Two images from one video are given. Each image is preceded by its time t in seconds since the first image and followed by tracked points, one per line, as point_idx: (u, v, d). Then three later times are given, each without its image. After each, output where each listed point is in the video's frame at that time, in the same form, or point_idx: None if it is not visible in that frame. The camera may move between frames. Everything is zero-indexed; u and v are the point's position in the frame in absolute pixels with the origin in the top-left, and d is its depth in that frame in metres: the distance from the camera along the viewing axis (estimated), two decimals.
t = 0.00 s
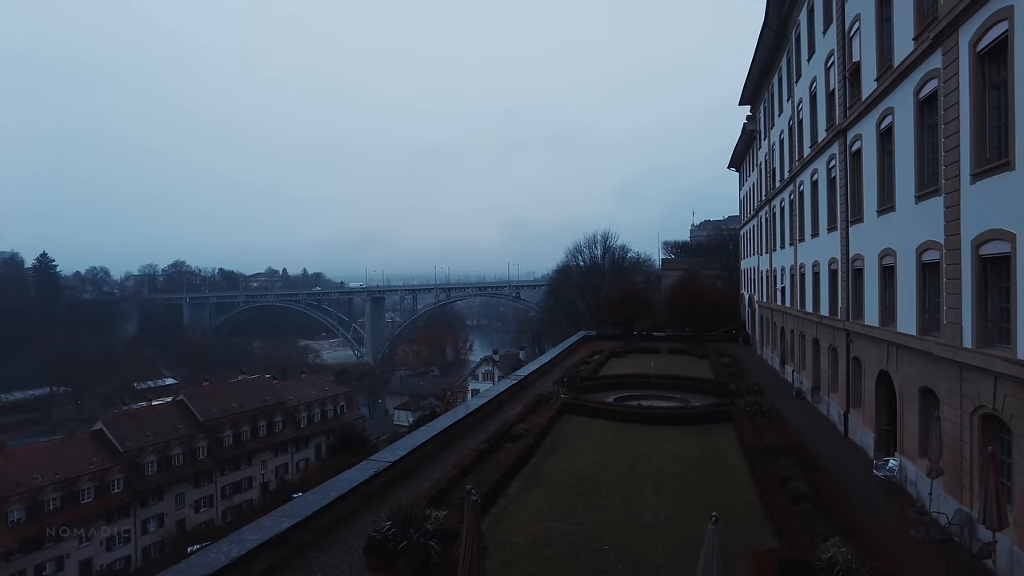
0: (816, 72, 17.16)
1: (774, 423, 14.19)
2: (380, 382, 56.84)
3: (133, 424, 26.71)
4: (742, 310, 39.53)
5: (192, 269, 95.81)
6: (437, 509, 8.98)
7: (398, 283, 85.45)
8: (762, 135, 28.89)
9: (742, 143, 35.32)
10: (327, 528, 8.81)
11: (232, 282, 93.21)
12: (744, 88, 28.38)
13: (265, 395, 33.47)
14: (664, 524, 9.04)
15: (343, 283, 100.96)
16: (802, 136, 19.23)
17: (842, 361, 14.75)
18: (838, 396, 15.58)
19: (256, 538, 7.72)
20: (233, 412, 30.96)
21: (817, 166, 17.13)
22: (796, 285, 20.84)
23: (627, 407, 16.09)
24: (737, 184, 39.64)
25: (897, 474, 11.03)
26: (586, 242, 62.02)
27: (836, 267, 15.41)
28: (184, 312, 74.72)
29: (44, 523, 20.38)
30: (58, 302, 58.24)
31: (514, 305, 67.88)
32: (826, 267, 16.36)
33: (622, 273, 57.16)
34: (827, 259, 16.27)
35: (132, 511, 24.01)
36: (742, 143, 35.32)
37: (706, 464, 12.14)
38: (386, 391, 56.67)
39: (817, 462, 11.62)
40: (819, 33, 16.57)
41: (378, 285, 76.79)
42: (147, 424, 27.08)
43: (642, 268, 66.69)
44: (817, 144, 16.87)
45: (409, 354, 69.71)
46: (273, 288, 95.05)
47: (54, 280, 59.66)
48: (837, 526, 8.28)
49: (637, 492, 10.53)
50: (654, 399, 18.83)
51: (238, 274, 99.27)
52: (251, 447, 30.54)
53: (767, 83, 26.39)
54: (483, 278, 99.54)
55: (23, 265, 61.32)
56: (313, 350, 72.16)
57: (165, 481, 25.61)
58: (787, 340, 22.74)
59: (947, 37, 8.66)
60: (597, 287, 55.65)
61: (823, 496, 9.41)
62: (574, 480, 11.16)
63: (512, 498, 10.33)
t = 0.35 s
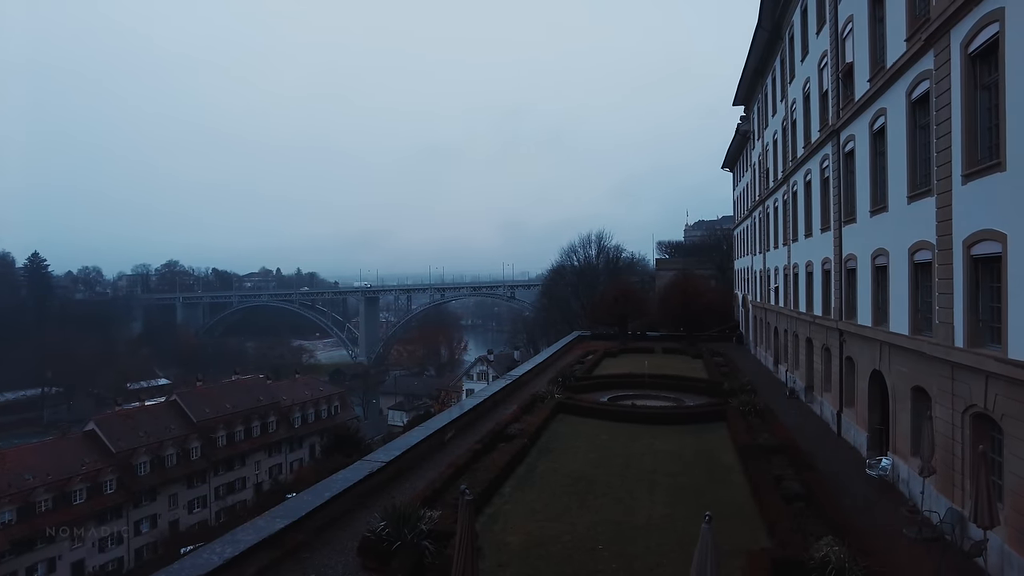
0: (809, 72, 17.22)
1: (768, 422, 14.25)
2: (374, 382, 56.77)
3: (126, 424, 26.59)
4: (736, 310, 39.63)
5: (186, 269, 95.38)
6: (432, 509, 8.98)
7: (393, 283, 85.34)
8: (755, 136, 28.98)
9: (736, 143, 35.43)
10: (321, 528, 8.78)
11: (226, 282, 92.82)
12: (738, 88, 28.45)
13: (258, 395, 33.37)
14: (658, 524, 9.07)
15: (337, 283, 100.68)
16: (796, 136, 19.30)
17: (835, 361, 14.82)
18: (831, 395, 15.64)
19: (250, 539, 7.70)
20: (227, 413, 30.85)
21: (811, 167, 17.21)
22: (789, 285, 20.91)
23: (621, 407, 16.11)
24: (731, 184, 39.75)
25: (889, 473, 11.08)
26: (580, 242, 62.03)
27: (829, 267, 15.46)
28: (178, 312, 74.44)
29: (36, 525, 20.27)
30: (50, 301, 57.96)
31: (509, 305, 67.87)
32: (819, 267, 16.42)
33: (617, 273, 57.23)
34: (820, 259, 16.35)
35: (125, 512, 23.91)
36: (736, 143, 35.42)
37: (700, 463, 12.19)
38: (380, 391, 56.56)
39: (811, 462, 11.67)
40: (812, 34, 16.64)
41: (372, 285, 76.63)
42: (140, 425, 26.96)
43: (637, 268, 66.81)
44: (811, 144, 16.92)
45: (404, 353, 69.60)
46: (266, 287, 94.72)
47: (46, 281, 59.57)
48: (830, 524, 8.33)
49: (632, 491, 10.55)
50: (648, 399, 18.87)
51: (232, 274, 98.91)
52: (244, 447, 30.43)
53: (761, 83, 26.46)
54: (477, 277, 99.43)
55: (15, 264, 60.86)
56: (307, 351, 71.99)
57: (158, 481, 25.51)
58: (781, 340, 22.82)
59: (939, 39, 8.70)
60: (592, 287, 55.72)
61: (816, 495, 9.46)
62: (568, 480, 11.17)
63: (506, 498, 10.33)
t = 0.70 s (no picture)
0: (804, 73, 17.27)
1: (763, 422, 14.28)
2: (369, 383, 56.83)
3: (121, 425, 26.49)
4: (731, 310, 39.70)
5: (180, 269, 95.02)
6: (427, 509, 8.98)
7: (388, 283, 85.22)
8: (751, 136, 29.03)
9: (731, 143, 35.47)
10: (316, 529, 8.77)
11: (220, 282, 92.51)
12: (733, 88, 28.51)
13: (254, 395, 33.28)
14: (653, 523, 9.09)
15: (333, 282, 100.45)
16: (791, 136, 19.36)
17: (830, 360, 14.87)
18: (826, 395, 15.68)
19: (245, 540, 7.68)
20: (222, 413, 30.76)
21: (805, 167, 17.26)
22: (784, 285, 20.95)
23: (617, 407, 16.12)
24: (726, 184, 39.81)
25: (884, 472, 11.12)
26: (576, 242, 62.03)
27: (824, 267, 15.50)
28: (172, 313, 74.18)
29: (29, 526, 20.18)
30: (44, 301, 57.73)
31: (505, 305, 67.84)
32: (814, 267, 16.46)
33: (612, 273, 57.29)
34: (815, 259, 16.39)
35: (119, 513, 23.83)
36: (731, 143, 35.47)
37: (695, 462, 12.22)
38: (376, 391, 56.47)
39: (806, 461, 11.70)
40: (807, 34, 16.68)
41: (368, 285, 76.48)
42: (135, 425, 26.87)
43: (632, 268, 66.90)
44: (805, 144, 16.96)
45: (399, 354, 69.50)
46: (262, 287, 94.43)
47: (40, 281, 59.39)
48: (825, 523, 8.37)
49: (627, 491, 10.56)
50: (643, 399, 18.89)
51: (227, 274, 98.58)
52: (239, 448, 30.35)
53: (756, 83, 26.53)
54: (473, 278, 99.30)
55: (8, 265, 60.59)
56: (302, 351, 71.81)
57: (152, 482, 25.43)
58: (776, 340, 22.89)
59: (933, 40, 8.74)
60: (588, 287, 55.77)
61: (810, 494, 9.50)
62: (564, 479, 11.18)
63: (502, 498, 10.34)
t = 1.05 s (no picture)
0: (801, 73, 17.28)
1: (759, 421, 14.31)
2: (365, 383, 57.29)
3: (117, 425, 26.43)
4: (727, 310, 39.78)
5: (176, 268, 94.74)
6: (424, 509, 8.97)
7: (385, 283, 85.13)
8: (747, 136, 29.09)
9: (728, 143, 35.48)
10: (312, 529, 8.76)
11: (217, 282, 92.33)
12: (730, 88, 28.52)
13: (250, 395, 33.21)
14: (650, 522, 9.10)
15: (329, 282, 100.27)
16: (787, 136, 19.41)
17: (826, 360, 14.89)
18: (821, 395, 15.72)
19: (241, 540, 7.68)
20: (218, 413, 30.69)
21: (802, 167, 17.28)
22: (780, 285, 20.99)
23: (614, 406, 16.13)
24: (723, 183, 39.81)
25: (880, 472, 11.14)
26: (573, 242, 62.03)
27: (820, 267, 15.53)
28: (168, 312, 74.00)
29: (24, 526, 20.11)
30: (39, 301, 57.55)
31: (501, 305, 67.85)
32: (810, 267, 16.48)
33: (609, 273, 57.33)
34: (811, 259, 16.41)
35: (114, 513, 23.77)
36: (728, 143, 35.49)
37: (691, 462, 12.24)
38: (373, 391, 56.44)
39: (802, 460, 11.74)
40: (803, 34, 16.70)
41: (364, 285, 76.36)
42: (131, 425, 26.80)
43: (629, 268, 66.96)
44: (802, 144, 16.98)
45: (396, 354, 69.44)
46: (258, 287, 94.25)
47: (35, 281, 59.24)
48: (821, 523, 8.39)
49: (623, 490, 10.58)
50: (640, 398, 18.93)
51: (223, 273, 98.35)
52: (235, 448, 30.29)
53: (752, 83, 26.56)
54: (470, 277, 99.32)
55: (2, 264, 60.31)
56: (298, 351, 71.71)
57: (148, 483, 25.39)
58: (773, 340, 22.91)
59: (928, 40, 8.78)
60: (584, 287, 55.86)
61: (806, 493, 9.53)
62: (561, 479, 11.18)
63: (499, 497, 10.35)
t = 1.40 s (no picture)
0: (800, 72, 17.26)
1: (757, 421, 14.30)
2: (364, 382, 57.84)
3: (115, 424, 26.38)
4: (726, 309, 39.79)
5: (175, 267, 94.62)
6: (422, 509, 8.97)
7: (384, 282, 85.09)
8: (746, 136, 29.08)
9: (727, 142, 35.46)
10: (310, 528, 8.75)
11: (215, 281, 92.25)
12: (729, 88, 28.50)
13: (249, 395, 33.17)
14: (649, 522, 9.11)
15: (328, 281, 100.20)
16: (785, 136, 19.40)
17: (825, 360, 14.91)
18: (820, 394, 15.72)
19: (240, 539, 7.66)
20: (216, 413, 30.66)
21: (800, 166, 17.29)
22: (779, 284, 20.97)
23: (613, 406, 16.12)
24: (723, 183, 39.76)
25: (878, 471, 11.14)
26: (572, 241, 61.99)
27: (819, 266, 15.52)
28: (167, 312, 73.92)
29: (22, 525, 20.07)
30: (37, 300, 57.48)
31: (501, 304, 67.83)
32: (809, 266, 16.46)
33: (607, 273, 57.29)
34: (810, 258, 16.39)
35: (112, 513, 23.76)
36: (727, 143, 35.46)
37: (690, 462, 12.24)
38: (371, 390, 56.41)
39: (800, 460, 11.75)
40: (802, 34, 16.71)
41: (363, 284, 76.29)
42: (130, 425, 26.77)
43: (628, 268, 66.94)
44: (801, 144, 16.96)
45: (395, 353, 69.38)
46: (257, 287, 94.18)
47: (33, 280, 59.15)
48: (820, 522, 8.39)
49: (622, 490, 10.58)
50: (639, 398, 18.92)
51: (221, 273, 98.23)
52: (234, 448, 30.26)
53: (751, 83, 26.54)
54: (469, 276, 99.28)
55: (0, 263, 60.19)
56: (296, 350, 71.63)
57: (147, 482, 25.37)
58: (771, 339, 22.90)
59: (926, 40, 8.78)
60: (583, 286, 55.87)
61: (804, 493, 9.54)
62: (560, 478, 11.18)
63: (497, 497, 10.35)
